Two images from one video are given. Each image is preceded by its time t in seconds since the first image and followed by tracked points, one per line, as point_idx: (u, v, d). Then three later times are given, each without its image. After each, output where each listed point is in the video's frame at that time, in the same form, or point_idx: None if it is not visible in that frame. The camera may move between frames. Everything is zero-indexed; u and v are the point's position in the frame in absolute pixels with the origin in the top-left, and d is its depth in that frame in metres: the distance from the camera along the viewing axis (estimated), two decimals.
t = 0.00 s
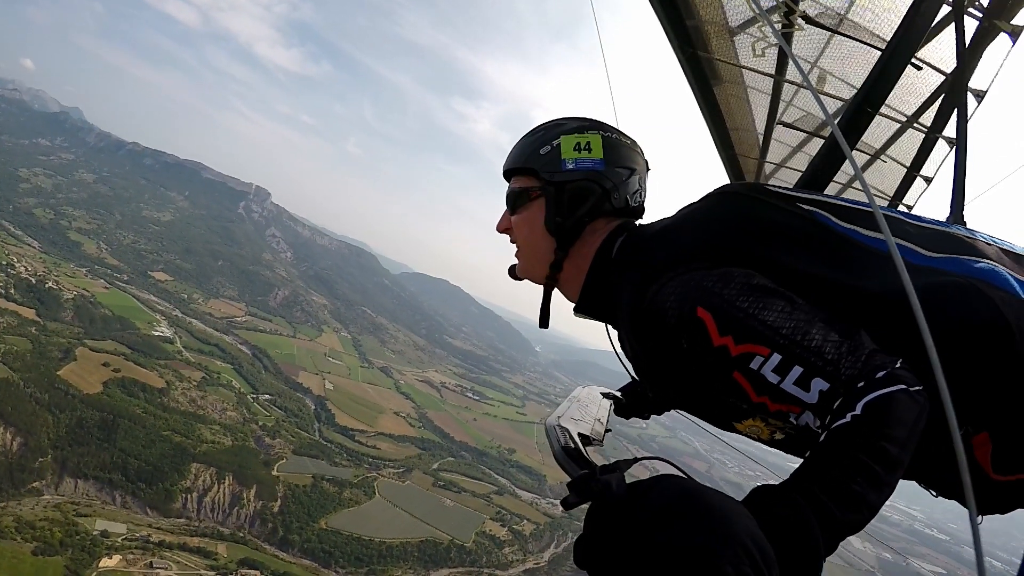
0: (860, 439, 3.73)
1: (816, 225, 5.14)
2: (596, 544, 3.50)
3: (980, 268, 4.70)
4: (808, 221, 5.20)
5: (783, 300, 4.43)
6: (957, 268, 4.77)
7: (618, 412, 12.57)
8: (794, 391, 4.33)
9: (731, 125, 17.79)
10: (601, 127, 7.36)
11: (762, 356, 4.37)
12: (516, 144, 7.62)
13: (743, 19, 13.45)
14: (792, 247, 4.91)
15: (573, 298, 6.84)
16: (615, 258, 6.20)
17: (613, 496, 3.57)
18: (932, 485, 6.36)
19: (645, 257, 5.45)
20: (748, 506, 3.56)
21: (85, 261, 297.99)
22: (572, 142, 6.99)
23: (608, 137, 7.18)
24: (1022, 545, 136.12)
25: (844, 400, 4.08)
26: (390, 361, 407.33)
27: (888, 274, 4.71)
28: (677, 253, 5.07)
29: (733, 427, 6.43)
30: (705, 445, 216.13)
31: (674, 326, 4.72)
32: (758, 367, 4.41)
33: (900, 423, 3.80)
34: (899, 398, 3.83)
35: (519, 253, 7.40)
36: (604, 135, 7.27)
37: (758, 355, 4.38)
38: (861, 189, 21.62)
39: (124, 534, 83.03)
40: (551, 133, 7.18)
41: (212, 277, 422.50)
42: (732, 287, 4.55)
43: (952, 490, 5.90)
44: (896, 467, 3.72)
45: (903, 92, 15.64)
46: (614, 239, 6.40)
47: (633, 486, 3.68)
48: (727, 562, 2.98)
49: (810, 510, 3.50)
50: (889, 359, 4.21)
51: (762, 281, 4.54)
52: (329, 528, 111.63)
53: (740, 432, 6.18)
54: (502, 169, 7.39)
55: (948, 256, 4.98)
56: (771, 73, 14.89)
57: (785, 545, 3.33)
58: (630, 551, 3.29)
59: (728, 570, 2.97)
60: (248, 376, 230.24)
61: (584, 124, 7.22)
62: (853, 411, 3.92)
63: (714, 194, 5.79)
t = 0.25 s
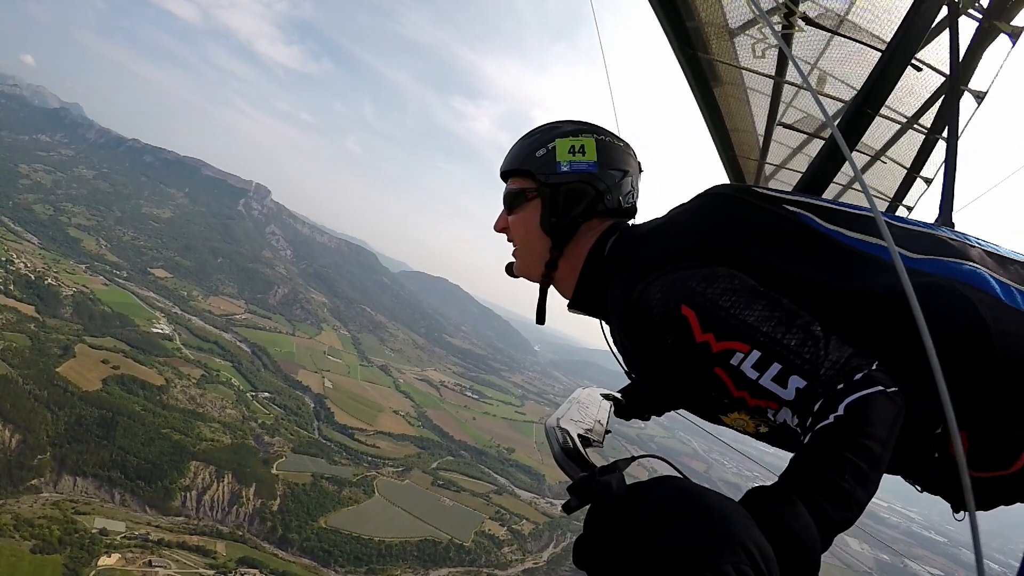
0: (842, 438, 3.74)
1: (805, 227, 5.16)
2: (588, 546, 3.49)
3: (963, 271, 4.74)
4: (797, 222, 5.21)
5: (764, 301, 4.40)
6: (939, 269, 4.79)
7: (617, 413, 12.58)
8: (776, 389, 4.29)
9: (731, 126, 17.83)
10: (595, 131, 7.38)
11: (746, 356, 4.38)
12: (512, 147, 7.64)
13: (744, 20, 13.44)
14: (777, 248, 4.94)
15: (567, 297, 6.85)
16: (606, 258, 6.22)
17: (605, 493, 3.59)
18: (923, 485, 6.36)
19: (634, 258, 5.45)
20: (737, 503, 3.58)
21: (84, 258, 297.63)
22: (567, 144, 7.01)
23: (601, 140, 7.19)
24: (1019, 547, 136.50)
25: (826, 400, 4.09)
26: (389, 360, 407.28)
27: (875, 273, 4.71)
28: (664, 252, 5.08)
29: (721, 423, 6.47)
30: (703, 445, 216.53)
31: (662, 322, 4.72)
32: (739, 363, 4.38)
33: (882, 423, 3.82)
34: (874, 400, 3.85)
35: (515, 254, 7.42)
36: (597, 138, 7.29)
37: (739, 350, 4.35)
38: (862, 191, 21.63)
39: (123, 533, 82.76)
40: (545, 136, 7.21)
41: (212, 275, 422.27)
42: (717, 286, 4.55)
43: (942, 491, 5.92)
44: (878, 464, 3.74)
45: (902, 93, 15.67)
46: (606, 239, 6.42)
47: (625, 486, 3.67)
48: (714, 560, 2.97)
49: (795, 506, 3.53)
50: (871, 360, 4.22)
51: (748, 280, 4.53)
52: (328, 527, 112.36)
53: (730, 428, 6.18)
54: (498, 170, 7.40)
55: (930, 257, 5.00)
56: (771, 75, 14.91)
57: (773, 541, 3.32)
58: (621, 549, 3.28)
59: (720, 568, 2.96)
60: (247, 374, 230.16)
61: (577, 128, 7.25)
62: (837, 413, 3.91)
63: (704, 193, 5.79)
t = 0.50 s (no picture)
0: (850, 446, 3.77)
1: (816, 233, 5.14)
2: (598, 547, 3.50)
3: (975, 277, 4.71)
4: (808, 229, 5.21)
5: (776, 308, 4.42)
6: (951, 274, 4.78)
7: (618, 413, 12.63)
8: (788, 398, 4.31)
9: (732, 125, 17.80)
10: (603, 134, 7.32)
11: (754, 360, 4.39)
12: (520, 149, 7.60)
13: (743, 19, 13.42)
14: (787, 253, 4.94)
15: (574, 301, 6.85)
16: (615, 263, 6.20)
17: (616, 496, 3.62)
18: (927, 492, 6.39)
19: (643, 262, 5.46)
20: (747, 505, 3.60)
21: (82, 260, 297.26)
22: (575, 150, 6.96)
23: (610, 145, 7.12)
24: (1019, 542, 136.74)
25: (835, 408, 4.10)
26: (388, 359, 406.88)
27: (884, 279, 4.71)
28: (675, 257, 5.08)
29: (729, 430, 6.47)
30: (704, 443, 216.71)
31: (670, 328, 4.72)
32: (751, 370, 4.41)
33: (894, 432, 3.82)
34: (887, 407, 3.87)
35: (522, 257, 7.40)
36: (606, 141, 7.21)
37: (752, 358, 4.37)
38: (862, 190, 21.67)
39: (125, 536, 82.67)
40: (552, 141, 7.16)
41: (210, 275, 422.01)
42: (728, 295, 4.54)
43: (947, 497, 5.93)
44: (885, 472, 3.76)
45: (903, 93, 15.68)
46: (615, 244, 6.42)
47: (630, 485, 3.70)
48: (720, 560, 3.02)
49: (806, 514, 3.53)
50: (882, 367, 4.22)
51: (757, 287, 4.54)
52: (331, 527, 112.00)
53: (737, 433, 6.20)
54: (506, 174, 7.37)
55: (940, 263, 5.00)
56: (771, 74, 14.89)
57: (780, 548, 3.33)
58: (634, 552, 3.29)
59: (728, 571, 3.00)
60: (247, 374, 229.96)
61: (586, 132, 7.19)
62: (848, 418, 3.94)
63: (714, 199, 5.78)
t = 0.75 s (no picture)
0: (863, 437, 3.73)
1: (824, 223, 5.17)
2: (606, 547, 3.48)
3: (988, 268, 4.68)
4: (817, 216, 5.19)
5: (790, 293, 4.39)
6: (967, 265, 4.73)
7: (618, 412, 12.64)
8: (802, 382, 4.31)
9: (732, 124, 17.79)
10: (603, 121, 7.31)
11: (770, 350, 4.36)
12: (519, 137, 7.58)
13: (743, 19, 13.40)
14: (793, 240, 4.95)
15: (574, 295, 6.85)
16: (616, 254, 6.18)
17: (620, 498, 3.62)
18: (935, 493, 6.35)
19: (651, 251, 5.42)
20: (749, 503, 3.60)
21: (83, 255, 297.48)
22: (574, 136, 6.95)
23: (610, 131, 7.10)
24: (1018, 542, 136.66)
25: (851, 393, 4.05)
26: (390, 355, 406.98)
27: (894, 274, 4.68)
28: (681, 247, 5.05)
29: (737, 427, 6.45)
30: (704, 440, 216.90)
31: (679, 316, 4.70)
32: (765, 359, 4.39)
33: (910, 419, 3.78)
34: (906, 390, 3.83)
35: (520, 249, 7.42)
36: (606, 129, 7.21)
37: (766, 346, 4.37)
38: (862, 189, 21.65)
39: (126, 532, 82.74)
40: (552, 127, 7.14)
41: (211, 271, 422.44)
42: (736, 281, 4.54)
43: (952, 497, 5.90)
44: (899, 464, 3.71)
45: (903, 92, 15.65)
46: (617, 233, 6.41)
47: (631, 485, 3.70)
48: (727, 562, 3.00)
49: (811, 508, 3.53)
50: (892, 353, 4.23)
51: (766, 274, 4.53)
52: (331, 523, 112.14)
53: (744, 431, 6.17)
54: (505, 162, 7.37)
55: (956, 254, 4.95)
56: (771, 74, 14.88)
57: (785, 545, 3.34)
58: (640, 554, 3.27)
59: (730, 572, 3.00)
60: (248, 370, 230.33)
61: (587, 119, 7.17)
62: (861, 404, 3.92)
63: (719, 190, 5.76)
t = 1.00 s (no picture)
0: (856, 426, 3.72)
1: (816, 214, 5.17)
2: (602, 547, 3.47)
3: (982, 257, 4.67)
4: (810, 207, 5.18)
5: (779, 277, 4.40)
6: (960, 256, 4.74)
7: (616, 412, 12.63)
8: (796, 368, 4.30)
9: (731, 124, 17.78)
10: (587, 112, 7.31)
11: (759, 334, 4.36)
12: (504, 130, 7.59)
13: (743, 19, 13.39)
14: (782, 229, 4.95)
15: (564, 289, 6.85)
16: (604, 244, 6.16)
17: (614, 496, 3.62)
18: (933, 490, 6.33)
19: (640, 240, 5.43)
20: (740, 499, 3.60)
21: (86, 251, 297.96)
22: (558, 126, 6.96)
23: (594, 121, 7.11)
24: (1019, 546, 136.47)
25: (841, 378, 4.05)
26: (391, 354, 407.28)
27: (887, 263, 4.67)
28: (671, 235, 5.04)
29: (734, 422, 6.43)
30: (704, 441, 216.81)
31: (667, 304, 4.68)
32: (757, 344, 4.37)
33: (904, 404, 3.77)
34: (901, 373, 3.80)
35: (508, 243, 7.42)
36: (590, 119, 7.22)
37: (756, 332, 4.35)
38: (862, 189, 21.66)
39: (127, 529, 82.74)
40: (535, 118, 7.16)
41: (213, 268, 422.96)
42: (725, 266, 4.55)
43: (951, 493, 5.88)
44: (893, 453, 3.70)
45: (903, 92, 15.66)
46: (604, 225, 6.39)
47: (624, 485, 3.71)
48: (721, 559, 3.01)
49: (802, 502, 3.51)
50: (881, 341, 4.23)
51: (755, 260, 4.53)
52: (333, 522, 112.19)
53: (740, 425, 6.16)
54: (490, 155, 7.36)
55: (950, 243, 4.96)
56: (771, 74, 14.88)
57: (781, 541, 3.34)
58: (633, 549, 3.26)
59: (726, 571, 3.01)
60: (250, 368, 230.51)
61: (570, 110, 7.19)
62: (854, 391, 3.90)
63: (708, 180, 5.76)
